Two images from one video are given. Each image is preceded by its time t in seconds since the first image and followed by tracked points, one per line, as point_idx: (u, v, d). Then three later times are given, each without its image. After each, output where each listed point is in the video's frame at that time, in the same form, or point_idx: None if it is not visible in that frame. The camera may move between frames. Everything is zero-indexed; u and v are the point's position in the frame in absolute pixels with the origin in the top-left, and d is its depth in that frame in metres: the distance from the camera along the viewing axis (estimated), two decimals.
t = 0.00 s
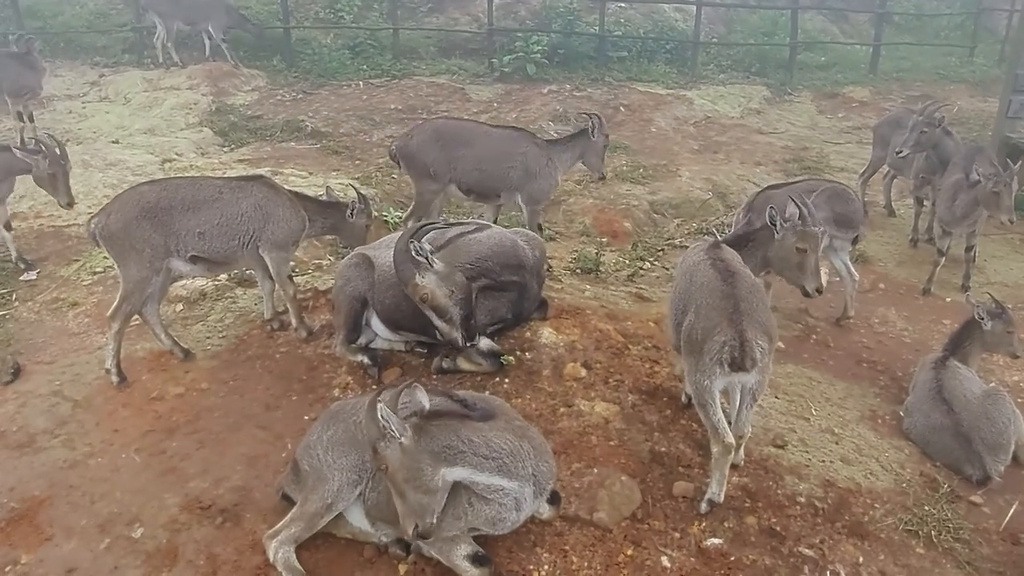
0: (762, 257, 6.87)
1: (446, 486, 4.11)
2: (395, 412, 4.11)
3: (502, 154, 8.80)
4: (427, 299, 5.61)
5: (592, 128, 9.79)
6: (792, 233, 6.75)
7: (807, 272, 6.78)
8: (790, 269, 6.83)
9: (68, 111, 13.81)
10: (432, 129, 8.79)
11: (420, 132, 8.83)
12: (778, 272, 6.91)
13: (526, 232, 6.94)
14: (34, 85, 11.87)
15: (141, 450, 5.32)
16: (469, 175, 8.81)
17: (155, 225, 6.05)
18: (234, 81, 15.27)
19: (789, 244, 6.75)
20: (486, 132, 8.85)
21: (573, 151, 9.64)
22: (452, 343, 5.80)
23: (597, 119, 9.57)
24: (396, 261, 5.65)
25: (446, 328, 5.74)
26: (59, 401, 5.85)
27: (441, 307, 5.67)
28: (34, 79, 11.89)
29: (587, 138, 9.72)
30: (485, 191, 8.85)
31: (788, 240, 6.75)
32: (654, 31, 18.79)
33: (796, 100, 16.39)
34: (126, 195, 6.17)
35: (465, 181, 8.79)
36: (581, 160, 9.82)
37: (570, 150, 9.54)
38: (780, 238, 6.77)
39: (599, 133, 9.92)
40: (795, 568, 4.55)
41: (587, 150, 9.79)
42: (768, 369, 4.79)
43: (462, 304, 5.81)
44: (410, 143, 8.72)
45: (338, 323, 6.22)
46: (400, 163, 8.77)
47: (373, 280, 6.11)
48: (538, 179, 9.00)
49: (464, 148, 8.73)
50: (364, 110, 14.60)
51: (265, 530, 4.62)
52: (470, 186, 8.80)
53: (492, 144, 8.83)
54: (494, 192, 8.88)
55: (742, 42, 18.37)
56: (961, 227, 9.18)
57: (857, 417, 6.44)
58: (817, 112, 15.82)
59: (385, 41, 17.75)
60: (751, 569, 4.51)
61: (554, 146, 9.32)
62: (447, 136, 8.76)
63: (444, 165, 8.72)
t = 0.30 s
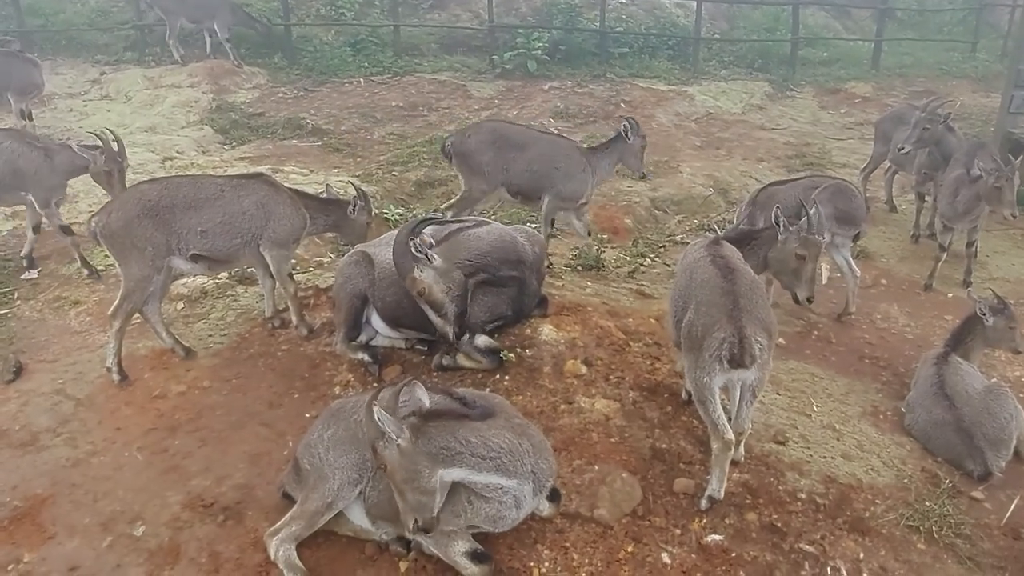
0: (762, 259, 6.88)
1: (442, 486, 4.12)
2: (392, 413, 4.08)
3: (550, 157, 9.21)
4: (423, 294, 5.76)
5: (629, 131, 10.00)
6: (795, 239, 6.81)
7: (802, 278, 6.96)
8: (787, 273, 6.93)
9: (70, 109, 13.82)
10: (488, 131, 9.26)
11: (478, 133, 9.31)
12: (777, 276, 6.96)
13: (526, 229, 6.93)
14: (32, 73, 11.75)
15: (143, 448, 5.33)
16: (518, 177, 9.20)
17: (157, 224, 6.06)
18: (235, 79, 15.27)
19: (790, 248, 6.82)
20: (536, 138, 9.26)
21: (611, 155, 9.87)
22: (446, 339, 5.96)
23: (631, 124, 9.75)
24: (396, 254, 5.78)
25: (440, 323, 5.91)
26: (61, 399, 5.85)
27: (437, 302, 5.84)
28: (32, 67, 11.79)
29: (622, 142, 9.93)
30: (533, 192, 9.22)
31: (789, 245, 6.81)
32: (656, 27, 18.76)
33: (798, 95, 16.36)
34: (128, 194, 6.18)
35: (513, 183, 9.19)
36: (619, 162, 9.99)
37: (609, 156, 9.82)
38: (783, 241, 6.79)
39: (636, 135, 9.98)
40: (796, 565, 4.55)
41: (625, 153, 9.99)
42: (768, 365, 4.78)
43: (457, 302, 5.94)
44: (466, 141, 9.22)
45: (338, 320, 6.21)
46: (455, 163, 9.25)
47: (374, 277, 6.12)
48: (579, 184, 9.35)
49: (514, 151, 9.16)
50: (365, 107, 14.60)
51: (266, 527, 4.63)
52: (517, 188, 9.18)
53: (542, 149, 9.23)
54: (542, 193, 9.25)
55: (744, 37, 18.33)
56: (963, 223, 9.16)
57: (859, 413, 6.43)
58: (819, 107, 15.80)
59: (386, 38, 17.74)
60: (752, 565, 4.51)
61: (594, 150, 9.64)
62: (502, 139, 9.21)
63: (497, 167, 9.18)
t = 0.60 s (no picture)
0: (774, 254, 6.87)
1: (452, 477, 4.19)
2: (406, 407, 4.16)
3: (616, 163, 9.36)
4: (432, 290, 5.82)
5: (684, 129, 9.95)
6: (807, 232, 6.82)
7: (819, 270, 6.93)
8: (803, 268, 6.95)
9: (77, 109, 13.88)
10: (556, 138, 9.33)
11: (546, 139, 9.43)
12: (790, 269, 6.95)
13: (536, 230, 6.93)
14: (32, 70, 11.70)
15: (156, 446, 5.36)
16: (585, 183, 9.34)
17: (167, 223, 6.10)
18: (241, 78, 15.31)
19: (804, 243, 6.83)
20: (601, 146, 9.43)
21: (667, 157, 9.92)
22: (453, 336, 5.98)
23: (688, 123, 9.84)
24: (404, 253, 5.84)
25: (448, 319, 5.94)
26: (74, 398, 5.89)
27: (445, 298, 5.89)
28: (31, 63, 11.75)
29: (680, 142, 9.99)
30: (599, 195, 9.34)
31: (803, 240, 6.83)
32: (660, 24, 18.75)
33: (803, 91, 16.35)
34: (138, 194, 6.24)
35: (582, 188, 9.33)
36: (675, 161, 10.03)
37: (668, 157, 9.89)
38: (795, 236, 6.79)
39: (691, 134, 10.07)
40: (804, 559, 4.58)
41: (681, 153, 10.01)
42: (776, 363, 4.81)
43: (466, 299, 5.98)
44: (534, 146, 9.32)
45: (347, 319, 6.26)
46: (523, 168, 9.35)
47: (381, 276, 6.14)
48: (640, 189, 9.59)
49: (584, 158, 9.29)
50: (370, 106, 14.63)
51: (279, 524, 4.66)
52: (586, 192, 9.34)
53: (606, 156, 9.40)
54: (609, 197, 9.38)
55: (748, 34, 18.32)
56: (970, 218, 9.15)
57: (866, 409, 6.45)
58: (824, 103, 15.78)
59: (390, 37, 17.77)
60: (760, 560, 4.53)
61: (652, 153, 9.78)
62: (570, 146, 9.30)
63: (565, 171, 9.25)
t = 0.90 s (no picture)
0: (782, 251, 6.81)
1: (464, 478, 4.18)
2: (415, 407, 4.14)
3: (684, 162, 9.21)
4: (438, 288, 5.78)
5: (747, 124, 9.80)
6: (816, 228, 6.77)
7: (828, 263, 6.82)
8: (812, 264, 6.84)
9: (86, 108, 13.93)
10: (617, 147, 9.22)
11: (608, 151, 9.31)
12: (801, 265, 6.87)
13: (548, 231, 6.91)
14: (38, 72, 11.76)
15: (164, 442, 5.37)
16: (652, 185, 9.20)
17: (176, 221, 6.10)
18: (248, 78, 15.35)
19: (812, 239, 6.76)
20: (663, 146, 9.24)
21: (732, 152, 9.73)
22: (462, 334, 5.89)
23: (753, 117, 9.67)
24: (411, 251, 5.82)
25: (457, 318, 5.86)
26: (83, 394, 5.91)
27: (453, 296, 5.81)
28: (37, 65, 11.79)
29: (745, 136, 9.82)
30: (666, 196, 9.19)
31: (811, 235, 6.76)
32: (667, 24, 18.72)
33: (811, 91, 16.31)
34: (146, 192, 6.23)
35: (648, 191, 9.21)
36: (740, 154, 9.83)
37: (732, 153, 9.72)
38: (803, 233, 6.74)
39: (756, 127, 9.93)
40: (812, 560, 4.56)
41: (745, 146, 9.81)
42: (786, 363, 4.78)
43: (474, 295, 5.89)
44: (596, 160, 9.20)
45: (354, 317, 6.28)
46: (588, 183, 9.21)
47: (389, 274, 6.15)
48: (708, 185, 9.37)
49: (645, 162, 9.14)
50: (377, 105, 14.65)
51: (286, 520, 4.67)
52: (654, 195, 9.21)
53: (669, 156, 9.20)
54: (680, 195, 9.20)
55: (756, 33, 18.28)
56: (982, 219, 9.12)
57: (874, 410, 6.43)
58: (832, 103, 15.74)
59: (397, 36, 17.78)
60: (768, 560, 4.52)
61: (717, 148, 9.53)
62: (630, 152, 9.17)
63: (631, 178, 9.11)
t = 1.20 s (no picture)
0: (782, 250, 6.79)
1: (463, 478, 4.11)
2: (409, 404, 4.16)
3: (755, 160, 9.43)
4: (437, 290, 5.78)
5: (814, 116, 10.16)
6: (815, 227, 6.74)
7: (828, 262, 6.81)
8: (812, 263, 6.82)
9: (88, 105, 13.95)
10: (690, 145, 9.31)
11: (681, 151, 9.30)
12: (800, 264, 6.85)
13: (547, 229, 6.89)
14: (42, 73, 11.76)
15: (162, 439, 5.37)
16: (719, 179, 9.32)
17: (172, 218, 6.11)
18: (251, 75, 15.36)
19: (812, 238, 6.74)
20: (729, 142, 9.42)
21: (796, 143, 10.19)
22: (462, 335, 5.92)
23: (819, 108, 10.16)
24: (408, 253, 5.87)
25: (457, 318, 5.88)
26: (82, 390, 5.91)
27: (452, 298, 5.83)
28: (42, 65, 11.79)
29: (809, 128, 10.30)
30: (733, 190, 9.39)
31: (811, 235, 6.74)
32: (670, 22, 18.68)
33: (814, 90, 16.27)
34: (142, 188, 6.24)
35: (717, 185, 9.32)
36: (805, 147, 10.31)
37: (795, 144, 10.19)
38: (803, 233, 6.72)
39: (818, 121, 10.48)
40: (809, 560, 4.55)
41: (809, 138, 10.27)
42: (784, 361, 4.76)
43: (472, 296, 5.94)
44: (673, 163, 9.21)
45: (354, 315, 6.27)
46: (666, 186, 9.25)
47: (388, 272, 6.16)
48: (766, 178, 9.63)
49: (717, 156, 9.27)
50: (379, 102, 14.65)
51: (283, 517, 4.67)
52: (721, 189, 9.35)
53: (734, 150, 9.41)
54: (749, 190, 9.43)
55: (759, 31, 18.25)
56: (982, 218, 9.11)
57: (873, 410, 6.42)
58: (835, 102, 15.72)
59: (399, 33, 17.76)
60: (765, 560, 4.51)
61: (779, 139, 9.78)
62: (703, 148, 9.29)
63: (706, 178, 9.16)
